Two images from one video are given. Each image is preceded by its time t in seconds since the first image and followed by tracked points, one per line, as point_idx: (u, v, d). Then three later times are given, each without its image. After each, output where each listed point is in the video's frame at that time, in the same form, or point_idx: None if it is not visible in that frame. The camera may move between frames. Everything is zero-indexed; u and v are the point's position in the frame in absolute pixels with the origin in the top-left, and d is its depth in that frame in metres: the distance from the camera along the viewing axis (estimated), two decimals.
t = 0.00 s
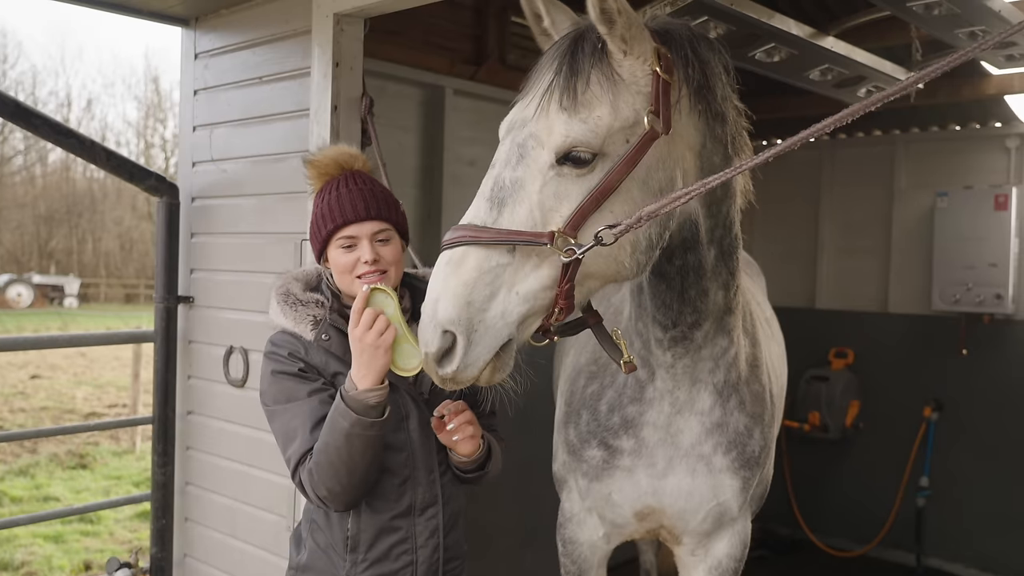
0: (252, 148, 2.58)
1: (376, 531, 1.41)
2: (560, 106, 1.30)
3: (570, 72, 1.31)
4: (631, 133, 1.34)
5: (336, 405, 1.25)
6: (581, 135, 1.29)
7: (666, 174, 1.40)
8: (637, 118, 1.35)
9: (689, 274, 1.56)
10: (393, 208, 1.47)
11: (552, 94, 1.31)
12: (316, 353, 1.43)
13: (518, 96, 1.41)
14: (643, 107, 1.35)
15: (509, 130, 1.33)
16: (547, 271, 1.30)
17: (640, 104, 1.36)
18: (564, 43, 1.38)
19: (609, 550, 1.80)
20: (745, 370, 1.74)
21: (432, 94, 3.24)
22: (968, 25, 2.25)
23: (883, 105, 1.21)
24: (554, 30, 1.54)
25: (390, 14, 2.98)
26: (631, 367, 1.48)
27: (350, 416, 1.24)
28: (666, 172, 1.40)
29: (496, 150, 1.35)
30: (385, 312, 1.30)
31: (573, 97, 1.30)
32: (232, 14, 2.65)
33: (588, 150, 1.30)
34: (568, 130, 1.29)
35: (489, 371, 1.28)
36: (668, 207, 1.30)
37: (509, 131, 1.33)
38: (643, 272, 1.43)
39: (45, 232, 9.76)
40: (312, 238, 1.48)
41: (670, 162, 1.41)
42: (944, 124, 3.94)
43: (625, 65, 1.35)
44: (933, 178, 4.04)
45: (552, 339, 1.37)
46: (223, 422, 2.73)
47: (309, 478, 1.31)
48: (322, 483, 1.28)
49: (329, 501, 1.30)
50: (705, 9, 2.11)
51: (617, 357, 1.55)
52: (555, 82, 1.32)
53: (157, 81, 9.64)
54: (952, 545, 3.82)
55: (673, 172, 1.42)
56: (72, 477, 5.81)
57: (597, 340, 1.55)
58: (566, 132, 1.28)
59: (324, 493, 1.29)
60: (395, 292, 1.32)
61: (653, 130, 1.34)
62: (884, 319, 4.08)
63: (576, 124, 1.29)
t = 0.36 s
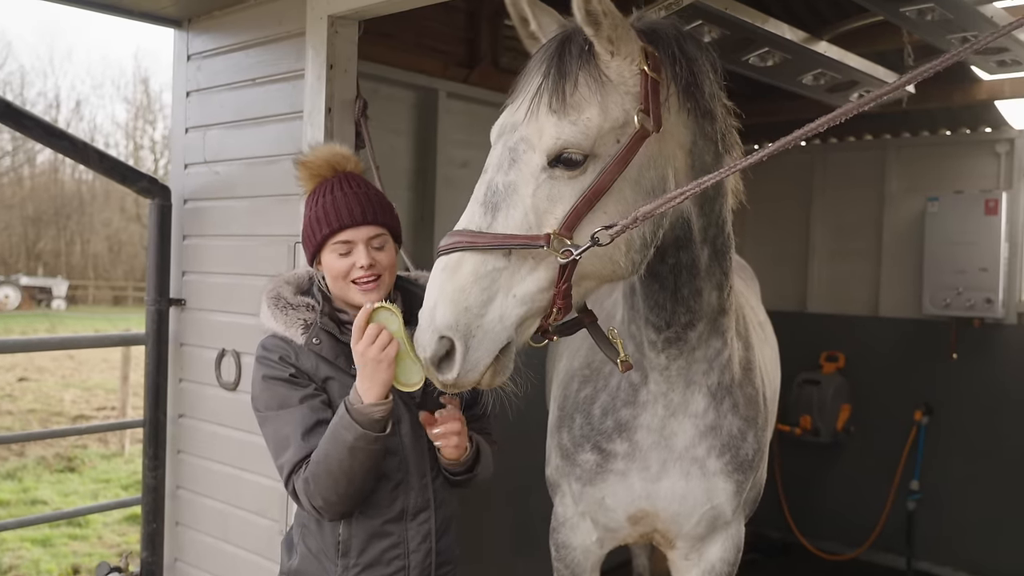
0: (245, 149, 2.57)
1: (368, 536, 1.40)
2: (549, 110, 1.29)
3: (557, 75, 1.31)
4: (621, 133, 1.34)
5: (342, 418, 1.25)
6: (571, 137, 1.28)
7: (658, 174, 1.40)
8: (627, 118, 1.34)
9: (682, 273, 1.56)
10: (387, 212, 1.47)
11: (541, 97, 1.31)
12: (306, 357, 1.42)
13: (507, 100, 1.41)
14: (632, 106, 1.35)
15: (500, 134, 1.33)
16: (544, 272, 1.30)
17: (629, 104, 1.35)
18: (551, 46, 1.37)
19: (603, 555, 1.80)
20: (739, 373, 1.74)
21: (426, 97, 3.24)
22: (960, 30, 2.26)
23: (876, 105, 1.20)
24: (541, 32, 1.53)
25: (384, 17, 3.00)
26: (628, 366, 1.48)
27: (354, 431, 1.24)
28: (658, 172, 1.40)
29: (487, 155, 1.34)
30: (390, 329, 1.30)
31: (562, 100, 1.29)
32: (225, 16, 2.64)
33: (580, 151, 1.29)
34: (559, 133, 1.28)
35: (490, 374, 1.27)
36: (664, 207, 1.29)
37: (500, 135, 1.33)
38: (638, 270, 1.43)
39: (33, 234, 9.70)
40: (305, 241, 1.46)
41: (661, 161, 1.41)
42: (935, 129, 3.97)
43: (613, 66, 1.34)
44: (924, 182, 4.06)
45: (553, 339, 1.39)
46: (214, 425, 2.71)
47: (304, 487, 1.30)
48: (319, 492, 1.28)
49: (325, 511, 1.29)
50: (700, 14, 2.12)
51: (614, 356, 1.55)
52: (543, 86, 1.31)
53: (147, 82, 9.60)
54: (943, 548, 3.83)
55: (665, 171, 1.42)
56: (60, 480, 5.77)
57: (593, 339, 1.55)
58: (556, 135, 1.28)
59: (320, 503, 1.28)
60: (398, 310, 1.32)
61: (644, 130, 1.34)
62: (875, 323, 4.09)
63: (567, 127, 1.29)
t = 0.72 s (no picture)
0: (240, 152, 2.56)
1: (362, 541, 1.39)
2: (548, 103, 1.30)
3: (558, 68, 1.31)
4: (619, 129, 1.34)
5: (352, 431, 1.27)
6: (570, 130, 1.28)
7: (655, 171, 1.40)
8: (625, 113, 1.34)
9: (679, 273, 1.56)
10: (389, 218, 1.47)
11: (541, 90, 1.31)
12: (300, 363, 1.41)
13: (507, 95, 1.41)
14: (631, 102, 1.35)
15: (498, 127, 1.33)
16: (539, 265, 1.29)
17: (628, 100, 1.35)
18: (553, 41, 1.37)
19: (598, 560, 1.79)
20: (735, 378, 1.74)
21: (421, 100, 3.24)
22: (954, 37, 2.28)
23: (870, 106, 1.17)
24: (544, 28, 1.54)
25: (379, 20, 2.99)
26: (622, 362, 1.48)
27: (364, 444, 1.26)
28: (655, 169, 1.40)
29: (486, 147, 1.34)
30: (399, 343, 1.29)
31: (561, 93, 1.29)
32: (220, 19, 2.64)
33: (577, 145, 1.30)
34: (557, 126, 1.28)
35: (481, 365, 1.26)
36: (660, 202, 1.27)
37: (498, 128, 1.33)
38: (633, 267, 1.43)
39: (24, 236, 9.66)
40: (304, 245, 1.45)
41: (659, 159, 1.41)
42: (928, 135, 4.00)
43: (613, 62, 1.35)
44: (918, 188, 4.08)
45: (544, 332, 1.39)
46: (208, 429, 2.70)
47: (298, 498, 1.30)
48: (316, 503, 1.28)
49: (320, 522, 1.29)
50: (695, 19, 2.12)
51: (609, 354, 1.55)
52: (543, 79, 1.31)
53: (139, 84, 9.57)
54: (936, 554, 3.84)
55: (662, 168, 1.42)
56: (49, 484, 5.73)
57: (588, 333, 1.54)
58: (555, 128, 1.28)
59: (315, 514, 1.28)
60: (406, 323, 1.32)
61: (642, 126, 1.34)
62: (868, 328, 4.10)
63: (565, 120, 1.29)
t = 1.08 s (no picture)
0: (237, 162, 2.56)
1: (358, 554, 1.38)
2: (556, 112, 1.30)
3: (567, 78, 1.31)
4: (625, 141, 1.33)
5: (344, 446, 1.26)
6: (576, 140, 1.28)
7: (659, 185, 1.39)
8: (631, 126, 1.33)
9: (679, 287, 1.56)
10: (386, 229, 1.47)
11: (549, 99, 1.31)
12: (297, 374, 1.41)
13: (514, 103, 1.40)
14: (637, 115, 1.34)
15: (506, 134, 1.33)
16: (540, 274, 1.29)
17: (634, 113, 1.34)
18: (562, 50, 1.37)
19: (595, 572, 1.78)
20: (733, 391, 1.74)
21: (418, 111, 3.24)
22: (949, 51, 2.29)
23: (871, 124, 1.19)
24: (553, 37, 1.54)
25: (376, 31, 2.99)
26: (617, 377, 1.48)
27: (357, 458, 1.25)
28: (659, 183, 1.39)
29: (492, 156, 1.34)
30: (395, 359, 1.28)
31: (569, 103, 1.29)
32: (217, 29, 2.64)
33: (583, 155, 1.29)
34: (564, 135, 1.28)
35: (477, 372, 1.27)
36: (660, 217, 1.27)
37: (505, 135, 1.33)
38: (634, 280, 1.42)
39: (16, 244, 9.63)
40: (301, 257, 1.45)
41: (663, 172, 1.40)
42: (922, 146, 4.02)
43: (624, 75, 1.34)
44: (914, 200, 4.09)
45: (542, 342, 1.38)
46: (202, 439, 2.68)
47: (292, 511, 1.30)
48: (309, 516, 1.27)
49: (313, 534, 1.29)
50: (692, 31, 2.13)
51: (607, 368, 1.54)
52: (552, 88, 1.31)
53: (133, 92, 9.56)
54: (930, 567, 3.83)
55: (667, 182, 1.41)
56: (40, 494, 5.68)
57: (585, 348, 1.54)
58: (561, 138, 1.28)
59: (308, 527, 1.28)
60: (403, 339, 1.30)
61: (648, 138, 1.33)
62: (865, 339, 4.10)
63: (572, 129, 1.29)
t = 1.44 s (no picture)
0: (236, 175, 2.56)
1: (356, 569, 1.37)
2: (557, 140, 1.30)
3: (568, 105, 1.31)
4: (628, 167, 1.34)
5: (340, 462, 1.25)
6: (577, 169, 1.29)
7: (662, 210, 1.40)
8: (633, 153, 1.35)
9: (683, 305, 1.57)
10: (385, 239, 1.46)
11: (551, 126, 1.31)
12: (297, 387, 1.40)
13: (513, 129, 1.40)
14: (640, 143, 1.35)
15: (505, 162, 1.33)
16: (546, 302, 1.29)
17: (636, 140, 1.35)
18: (562, 76, 1.37)
19: None
20: (736, 405, 1.73)
21: (417, 124, 3.25)
22: (944, 66, 2.30)
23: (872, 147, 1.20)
24: (550, 61, 1.55)
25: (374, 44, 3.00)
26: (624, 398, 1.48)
27: (353, 476, 1.24)
28: (661, 208, 1.39)
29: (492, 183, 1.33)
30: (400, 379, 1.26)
31: (571, 131, 1.30)
32: (217, 42, 2.65)
33: (585, 183, 1.30)
34: (565, 165, 1.28)
35: (487, 403, 1.26)
36: (669, 242, 1.27)
37: (504, 163, 1.33)
38: (639, 304, 1.43)
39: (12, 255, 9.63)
40: (300, 268, 1.45)
41: (665, 198, 1.40)
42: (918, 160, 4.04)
43: (626, 103, 1.35)
44: (911, 215, 4.10)
45: (551, 368, 1.38)
46: (200, 453, 2.67)
47: (290, 528, 1.29)
48: (306, 533, 1.27)
49: (310, 551, 1.28)
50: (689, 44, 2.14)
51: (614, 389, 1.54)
52: (552, 116, 1.31)
53: (130, 104, 9.58)
54: None
55: (669, 207, 1.42)
56: (35, 507, 5.65)
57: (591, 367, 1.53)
58: (563, 167, 1.28)
59: (305, 544, 1.27)
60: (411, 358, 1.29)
61: (650, 165, 1.34)
62: (861, 353, 4.10)
63: (573, 158, 1.29)
